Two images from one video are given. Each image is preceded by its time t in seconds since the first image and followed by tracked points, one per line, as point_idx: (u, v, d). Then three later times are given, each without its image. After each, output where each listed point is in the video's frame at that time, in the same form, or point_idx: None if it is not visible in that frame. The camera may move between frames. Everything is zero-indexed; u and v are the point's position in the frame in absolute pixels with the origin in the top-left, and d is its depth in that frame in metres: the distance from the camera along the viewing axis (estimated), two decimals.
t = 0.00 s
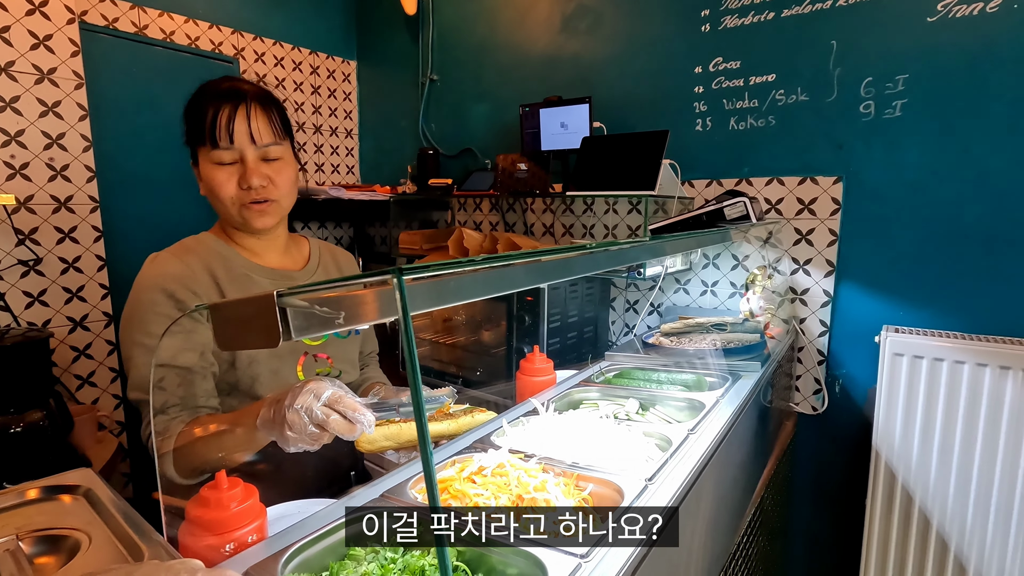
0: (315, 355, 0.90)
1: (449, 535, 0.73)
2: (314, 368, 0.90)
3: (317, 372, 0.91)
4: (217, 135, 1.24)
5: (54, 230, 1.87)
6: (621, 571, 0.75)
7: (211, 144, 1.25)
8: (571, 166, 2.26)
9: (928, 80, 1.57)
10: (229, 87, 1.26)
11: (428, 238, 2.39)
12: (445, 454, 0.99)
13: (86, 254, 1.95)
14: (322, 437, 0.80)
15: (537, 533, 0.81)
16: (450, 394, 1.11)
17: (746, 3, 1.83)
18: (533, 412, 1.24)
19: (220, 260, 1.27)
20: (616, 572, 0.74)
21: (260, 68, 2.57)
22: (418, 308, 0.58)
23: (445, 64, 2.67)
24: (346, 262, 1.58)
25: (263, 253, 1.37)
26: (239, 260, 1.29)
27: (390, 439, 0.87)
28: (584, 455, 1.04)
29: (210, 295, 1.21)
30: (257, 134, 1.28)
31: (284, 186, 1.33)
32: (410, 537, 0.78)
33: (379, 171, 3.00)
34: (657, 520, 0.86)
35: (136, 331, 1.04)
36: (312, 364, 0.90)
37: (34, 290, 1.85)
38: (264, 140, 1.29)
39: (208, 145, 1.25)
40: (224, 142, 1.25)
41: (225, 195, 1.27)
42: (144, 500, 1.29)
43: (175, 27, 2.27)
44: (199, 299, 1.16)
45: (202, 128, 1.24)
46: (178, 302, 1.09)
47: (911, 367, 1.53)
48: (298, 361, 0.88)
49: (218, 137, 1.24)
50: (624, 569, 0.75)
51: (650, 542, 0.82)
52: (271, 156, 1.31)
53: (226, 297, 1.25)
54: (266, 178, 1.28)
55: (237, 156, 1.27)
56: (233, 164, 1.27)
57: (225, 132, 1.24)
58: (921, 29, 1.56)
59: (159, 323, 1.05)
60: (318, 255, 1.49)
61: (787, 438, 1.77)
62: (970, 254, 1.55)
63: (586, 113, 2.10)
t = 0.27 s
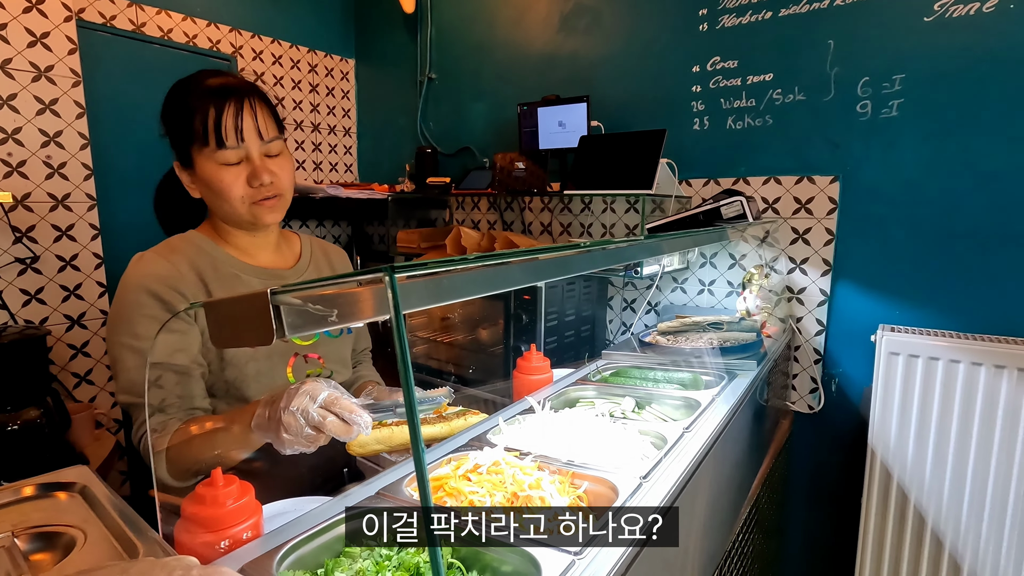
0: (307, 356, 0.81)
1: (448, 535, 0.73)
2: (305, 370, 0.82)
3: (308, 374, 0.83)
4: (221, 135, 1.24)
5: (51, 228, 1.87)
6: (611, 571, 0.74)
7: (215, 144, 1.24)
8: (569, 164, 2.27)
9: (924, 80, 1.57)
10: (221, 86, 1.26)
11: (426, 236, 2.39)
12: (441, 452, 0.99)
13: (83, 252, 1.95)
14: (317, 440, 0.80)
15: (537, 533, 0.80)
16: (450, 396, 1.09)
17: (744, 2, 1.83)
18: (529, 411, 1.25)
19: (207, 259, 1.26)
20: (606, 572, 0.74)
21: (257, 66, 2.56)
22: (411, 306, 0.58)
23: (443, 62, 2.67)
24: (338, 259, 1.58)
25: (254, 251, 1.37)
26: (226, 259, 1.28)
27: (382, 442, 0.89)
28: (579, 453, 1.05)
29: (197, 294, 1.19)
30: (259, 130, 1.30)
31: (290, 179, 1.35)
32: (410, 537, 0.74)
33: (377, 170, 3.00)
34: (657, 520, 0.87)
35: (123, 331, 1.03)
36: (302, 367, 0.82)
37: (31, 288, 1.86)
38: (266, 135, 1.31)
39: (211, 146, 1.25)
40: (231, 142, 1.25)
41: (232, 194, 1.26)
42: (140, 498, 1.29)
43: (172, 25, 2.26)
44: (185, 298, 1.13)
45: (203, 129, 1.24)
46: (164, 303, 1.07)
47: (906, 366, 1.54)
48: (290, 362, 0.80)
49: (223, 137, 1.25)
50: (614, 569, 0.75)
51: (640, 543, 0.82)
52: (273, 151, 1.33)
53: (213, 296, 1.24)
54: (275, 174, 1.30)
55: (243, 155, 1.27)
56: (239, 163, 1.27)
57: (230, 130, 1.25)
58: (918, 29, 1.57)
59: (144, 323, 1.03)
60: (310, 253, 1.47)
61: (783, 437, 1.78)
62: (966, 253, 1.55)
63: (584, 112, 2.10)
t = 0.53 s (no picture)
0: (300, 355, 0.82)
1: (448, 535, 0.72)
2: (299, 369, 0.84)
3: (302, 372, 0.84)
4: (197, 136, 1.24)
5: (50, 226, 1.88)
6: (609, 570, 0.75)
7: (191, 145, 1.24)
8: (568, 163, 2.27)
9: (923, 80, 1.58)
10: (203, 84, 1.25)
11: (425, 235, 2.39)
12: (440, 450, 0.99)
13: (82, 250, 1.96)
14: (314, 437, 0.81)
15: (538, 533, 0.80)
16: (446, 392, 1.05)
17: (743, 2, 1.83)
18: (527, 409, 1.26)
19: (202, 256, 1.25)
20: (602, 573, 0.74)
21: (256, 65, 2.56)
22: (410, 304, 0.58)
23: (443, 60, 2.67)
24: (337, 255, 1.59)
25: (250, 250, 1.36)
26: (222, 257, 1.28)
27: (376, 441, 0.89)
28: (578, 451, 1.05)
29: (191, 291, 1.16)
30: (239, 132, 1.28)
31: (272, 181, 1.33)
32: (410, 537, 0.72)
33: (377, 168, 3.00)
34: (655, 520, 0.87)
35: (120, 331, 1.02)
36: (296, 365, 0.83)
37: (30, 286, 1.87)
38: (247, 136, 1.29)
39: (189, 146, 1.25)
40: (206, 143, 1.25)
41: (210, 195, 1.27)
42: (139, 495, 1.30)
43: (172, 23, 2.26)
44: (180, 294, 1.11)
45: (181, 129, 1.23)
46: (159, 299, 1.06)
47: (904, 365, 1.54)
48: (282, 359, 0.80)
49: (199, 138, 1.24)
50: (609, 569, 0.75)
51: (633, 543, 0.82)
52: (255, 152, 1.32)
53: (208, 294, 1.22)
54: (252, 177, 1.29)
55: (220, 156, 1.27)
56: (217, 163, 1.27)
57: (206, 132, 1.24)
58: (917, 29, 1.57)
59: (141, 321, 1.02)
60: (309, 250, 1.49)
61: (781, 436, 1.78)
62: (963, 253, 1.56)
63: (583, 111, 2.10)
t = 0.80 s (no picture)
0: (297, 352, 0.82)
1: (447, 536, 0.73)
2: (296, 366, 0.84)
3: (299, 369, 0.85)
4: (192, 134, 1.24)
5: (49, 224, 1.89)
6: (604, 570, 0.74)
7: (187, 143, 1.25)
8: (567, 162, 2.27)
9: (922, 80, 1.58)
10: (201, 82, 1.25)
11: (424, 234, 2.39)
12: (438, 448, 1.00)
13: (81, 248, 1.96)
14: (310, 431, 0.81)
15: (538, 532, 0.80)
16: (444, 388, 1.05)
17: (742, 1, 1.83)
18: (527, 407, 1.26)
19: (197, 255, 1.25)
20: (598, 572, 0.74)
21: (255, 63, 2.56)
22: (408, 302, 0.58)
23: (442, 59, 2.67)
24: (335, 253, 1.59)
25: (245, 249, 1.36)
26: (218, 255, 1.27)
27: (371, 438, 0.88)
28: (576, 449, 1.05)
29: (188, 290, 1.16)
30: (235, 131, 1.28)
31: (267, 179, 1.33)
32: (410, 537, 0.74)
33: (376, 167, 3.00)
34: (656, 520, 0.88)
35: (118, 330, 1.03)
36: (293, 363, 0.83)
37: (29, 284, 1.87)
38: (243, 135, 1.29)
39: (184, 144, 1.25)
40: (202, 140, 1.25)
41: (204, 193, 1.27)
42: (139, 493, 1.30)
43: (170, 21, 2.26)
44: (177, 293, 1.12)
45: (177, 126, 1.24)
46: (157, 297, 1.06)
47: (902, 364, 1.55)
48: (279, 357, 0.81)
49: (194, 136, 1.24)
50: (606, 569, 0.75)
51: (630, 542, 0.82)
52: (251, 151, 1.32)
53: (205, 293, 1.21)
54: (247, 175, 1.29)
55: (216, 154, 1.27)
56: (212, 161, 1.27)
57: (202, 130, 1.25)
58: (915, 29, 1.57)
59: (139, 320, 1.03)
60: (306, 250, 1.48)
61: (779, 434, 1.79)
62: (961, 252, 1.56)
63: (582, 110, 2.10)
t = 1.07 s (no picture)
0: (298, 347, 0.83)
1: (448, 536, 0.72)
2: (296, 361, 0.85)
3: (299, 365, 0.86)
4: (196, 131, 1.24)
5: (48, 222, 1.89)
6: (599, 571, 0.74)
7: (190, 140, 1.24)
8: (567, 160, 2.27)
9: (921, 80, 1.58)
10: (205, 80, 1.25)
11: (423, 233, 2.39)
12: (438, 446, 1.00)
13: (80, 246, 1.96)
14: (312, 435, 0.81)
15: (537, 532, 0.80)
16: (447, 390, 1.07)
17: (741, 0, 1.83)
18: (526, 405, 1.27)
19: (199, 250, 1.26)
20: (595, 572, 0.74)
21: (255, 61, 2.56)
22: (409, 300, 0.58)
23: (442, 58, 2.67)
24: (334, 250, 1.59)
25: (245, 246, 1.37)
26: (218, 250, 1.28)
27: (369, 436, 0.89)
28: (575, 447, 1.06)
29: (189, 283, 1.18)
30: (239, 129, 1.28)
31: (269, 178, 1.34)
32: (410, 537, 0.73)
33: (375, 165, 3.00)
34: (656, 520, 0.88)
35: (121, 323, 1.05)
36: (293, 358, 0.84)
37: (28, 282, 1.87)
38: (246, 134, 1.29)
39: (187, 141, 1.25)
40: (205, 138, 1.25)
41: (206, 190, 1.26)
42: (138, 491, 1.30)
43: (170, 19, 2.25)
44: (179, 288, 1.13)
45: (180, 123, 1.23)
46: (160, 291, 1.09)
47: (900, 363, 1.55)
48: (280, 353, 0.81)
49: (198, 133, 1.24)
50: (603, 569, 0.75)
51: (628, 543, 0.82)
52: (254, 149, 1.32)
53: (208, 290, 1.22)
54: (250, 173, 1.29)
55: (219, 152, 1.27)
56: (215, 159, 1.27)
57: (206, 128, 1.24)
58: (914, 28, 1.58)
59: (141, 314, 1.05)
60: (305, 246, 1.49)
61: (777, 433, 1.79)
62: (959, 252, 1.57)
63: (581, 109, 2.11)
